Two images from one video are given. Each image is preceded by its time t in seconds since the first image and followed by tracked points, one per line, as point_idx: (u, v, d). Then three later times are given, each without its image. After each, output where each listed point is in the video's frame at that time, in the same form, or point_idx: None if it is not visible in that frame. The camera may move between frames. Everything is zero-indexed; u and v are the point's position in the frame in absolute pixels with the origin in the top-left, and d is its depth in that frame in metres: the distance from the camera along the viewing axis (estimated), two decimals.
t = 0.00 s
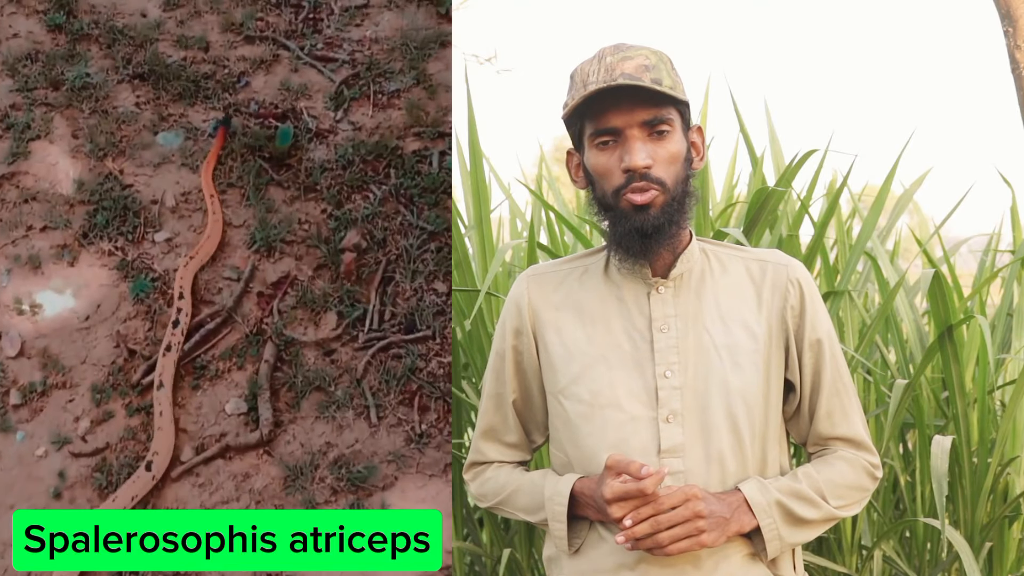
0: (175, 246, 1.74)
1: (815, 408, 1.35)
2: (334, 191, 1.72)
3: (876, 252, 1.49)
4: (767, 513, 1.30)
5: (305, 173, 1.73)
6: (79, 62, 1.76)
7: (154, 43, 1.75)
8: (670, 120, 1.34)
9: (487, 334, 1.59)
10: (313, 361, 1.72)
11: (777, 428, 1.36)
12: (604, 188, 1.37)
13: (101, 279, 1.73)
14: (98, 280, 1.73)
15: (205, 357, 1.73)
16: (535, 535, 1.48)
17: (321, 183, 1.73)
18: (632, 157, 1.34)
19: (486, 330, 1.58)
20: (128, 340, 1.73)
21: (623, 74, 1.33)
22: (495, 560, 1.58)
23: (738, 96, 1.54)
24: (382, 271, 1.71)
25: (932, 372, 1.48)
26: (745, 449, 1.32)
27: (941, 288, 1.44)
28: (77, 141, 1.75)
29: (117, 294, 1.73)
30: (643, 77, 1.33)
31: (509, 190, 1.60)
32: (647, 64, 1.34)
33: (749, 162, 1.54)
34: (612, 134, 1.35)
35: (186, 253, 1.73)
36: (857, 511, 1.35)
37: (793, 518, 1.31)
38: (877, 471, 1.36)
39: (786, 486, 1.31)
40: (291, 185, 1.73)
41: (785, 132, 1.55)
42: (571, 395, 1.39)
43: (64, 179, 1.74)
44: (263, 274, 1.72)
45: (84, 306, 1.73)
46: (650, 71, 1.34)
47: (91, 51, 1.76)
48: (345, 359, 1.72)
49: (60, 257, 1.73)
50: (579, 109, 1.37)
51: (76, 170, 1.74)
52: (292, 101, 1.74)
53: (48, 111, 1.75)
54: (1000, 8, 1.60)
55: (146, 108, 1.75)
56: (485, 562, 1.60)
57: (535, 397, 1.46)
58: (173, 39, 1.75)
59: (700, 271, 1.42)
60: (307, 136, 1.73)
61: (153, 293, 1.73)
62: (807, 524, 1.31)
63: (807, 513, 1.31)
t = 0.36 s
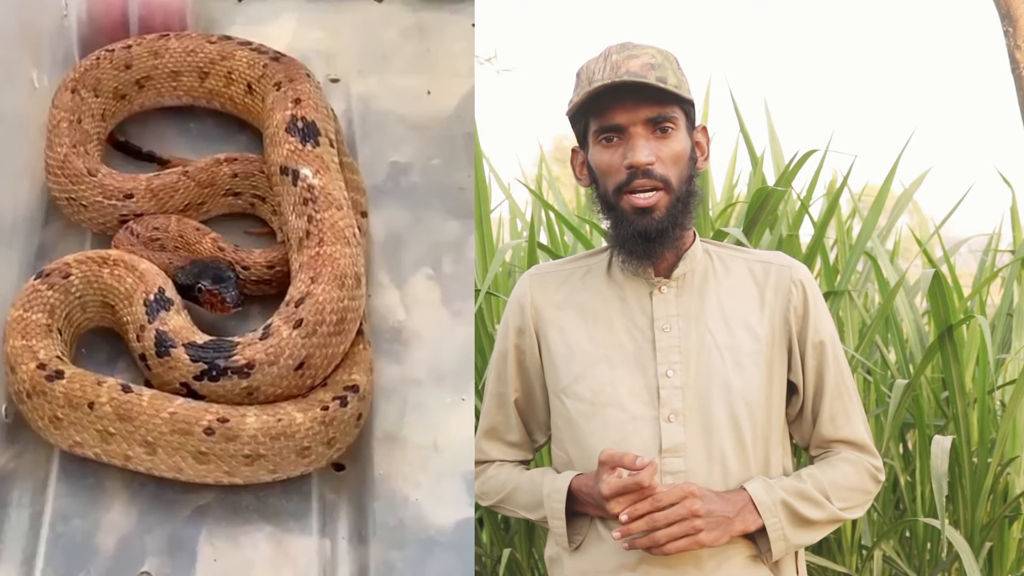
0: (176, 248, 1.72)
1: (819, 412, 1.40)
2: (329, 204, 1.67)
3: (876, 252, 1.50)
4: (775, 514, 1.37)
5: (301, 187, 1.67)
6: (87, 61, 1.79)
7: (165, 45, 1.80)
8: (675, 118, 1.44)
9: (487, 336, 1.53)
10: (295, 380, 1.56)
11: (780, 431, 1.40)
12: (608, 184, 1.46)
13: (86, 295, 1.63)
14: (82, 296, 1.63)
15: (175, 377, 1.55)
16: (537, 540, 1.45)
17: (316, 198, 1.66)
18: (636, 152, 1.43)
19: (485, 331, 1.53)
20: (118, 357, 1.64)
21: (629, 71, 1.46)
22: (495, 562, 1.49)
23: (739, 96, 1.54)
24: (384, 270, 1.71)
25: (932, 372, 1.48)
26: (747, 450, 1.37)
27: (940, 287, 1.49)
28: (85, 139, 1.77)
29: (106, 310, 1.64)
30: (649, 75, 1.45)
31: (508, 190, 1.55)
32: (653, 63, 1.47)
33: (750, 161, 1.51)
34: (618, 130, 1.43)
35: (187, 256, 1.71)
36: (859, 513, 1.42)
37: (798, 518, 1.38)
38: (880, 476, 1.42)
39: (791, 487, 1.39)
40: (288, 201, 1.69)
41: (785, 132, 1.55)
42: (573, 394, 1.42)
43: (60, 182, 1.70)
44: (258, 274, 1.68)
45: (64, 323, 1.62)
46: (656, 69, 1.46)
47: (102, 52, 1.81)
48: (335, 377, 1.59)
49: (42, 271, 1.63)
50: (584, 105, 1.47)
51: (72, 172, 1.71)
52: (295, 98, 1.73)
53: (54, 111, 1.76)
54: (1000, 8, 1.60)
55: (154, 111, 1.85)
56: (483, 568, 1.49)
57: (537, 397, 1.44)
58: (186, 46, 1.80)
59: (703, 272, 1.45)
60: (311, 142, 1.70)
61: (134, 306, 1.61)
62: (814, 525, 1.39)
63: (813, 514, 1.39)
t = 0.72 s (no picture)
0: (177, 244, 1.73)
1: (819, 412, 1.40)
2: (331, 200, 1.68)
3: (876, 252, 1.50)
4: (773, 511, 1.37)
5: (302, 181, 1.69)
6: (88, 57, 1.80)
7: (166, 41, 1.80)
8: (678, 120, 1.42)
9: (487, 335, 1.54)
10: (297, 376, 1.56)
11: (781, 431, 1.40)
12: (611, 188, 1.44)
13: (87, 292, 1.63)
14: (83, 292, 1.63)
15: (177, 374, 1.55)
16: (537, 540, 1.46)
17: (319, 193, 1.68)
18: (638, 156, 1.42)
19: (485, 331, 1.54)
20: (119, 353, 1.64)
21: (631, 74, 1.44)
22: (495, 562, 1.49)
23: (739, 97, 1.55)
24: (386, 266, 1.71)
25: (932, 372, 1.48)
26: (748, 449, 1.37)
27: (940, 288, 1.49)
28: (88, 136, 1.78)
29: (107, 306, 1.64)
30: (651, 77, 1.43)
31: (509, 190, 1.55)
32: (654, 64, 1.45)
33: (749, 162, 1.51)
34: (620, 134, 1.42)
35: (188, 253, 1.71)
36: (856, 513, 1.41)
37: (797, 517, 1.38)
38: (879, 477, 1.42)
39: (791, 485, 1.38)
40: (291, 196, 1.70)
41: (785, 132, 1.55)
42: (575, 394, 1.42)
43: (62, 179, 1.71)
44: (259, 271, 1.69)
45: (65, 320, 1.61)
46: (657, 71, 1.44)
47: (103, 48, 1.81)
48: (335, 373, 1.59)
49: (43, 267, 1.62)
50: (586, 108, 1.46)
51: (73, 169, 1.71)
52: (296, 94, 1.75)
53: (55, 107, 1.76)
54: (1000, 8, 1.60)
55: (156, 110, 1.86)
56: (483, 568, 1.49)
57: (538, 396, 1.44)
58: (187, 42, 1.81)
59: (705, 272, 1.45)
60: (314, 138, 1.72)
61: (135, 303, 1.61)
62: (812, 524, 1.39)
63: (812, 513, 1.38)
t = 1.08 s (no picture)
0: (175, 243, 1.73)
1: (817, 411, 1.40)
2: (331, 198, 1.67)
3: (876, 252, 1.50)
4: (771, 512, 1.37)
5: (301, 178, 1.68)
6: (85, 54, 1.79)
7: (164, 39, 1.81)
8: (677, 115, 1.43)
9: (487, 336, 1.53)
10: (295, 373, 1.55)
11: (780, 432, 1.39)
12: (609, 182, 1.44)
13: (84, 290, 1.62)
14: (80, 290, 1.62)
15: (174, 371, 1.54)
16: (537, 540, 1.45)
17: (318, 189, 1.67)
18: (637, 149, 1.42)
19: (485, 331, 1.53)
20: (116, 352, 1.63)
21: (631, 69, 1.44)
22: (495, 562, 1.48)
23: (739, 96, 1.54)
24: (384, 264, 1.70)
25: (932, 372, 1.48)
26: (746, 448, 1.36)
27: (940, 288, 1.49)
28: (86, 134, 1.77)
29: (105, 304, 1.63)
30: (650, 73, 1.43)
31: (509, 190, 1.55)
32: (654, 62, 1.45)
33: (749, 161, 1.51)
34: (618, 128, 1.42)
35: (186, 251, 1.71)
36: (854, 513, 1.41)
37: (794, 518, 1.38)
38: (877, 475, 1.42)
39: (789, 486, 1.38)
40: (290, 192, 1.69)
41: (785, 132, 1.54)
42: (573, 395, 1.41)
43: (60, 177, 1.70)
44: (257, 269, 1.68)
45: (62, 318, 1.61)
46: (657, 68, 1.45)
47: (100, 45, 1.81)
48: (334, 371, 1.58)
49: (40, 265, 1.62)
50: (585, 103, 1.46)
51: (71, 167, 1.71)
52: (295, 91, 1.75)
53: (53, 105, 1.76)
54: (1000, 8, 1.60)
55: (152, 106, 1.85)
56: (483, 568, 1.48)
57: (536, 396, 1.44)
58: (185, 39, 1.81)
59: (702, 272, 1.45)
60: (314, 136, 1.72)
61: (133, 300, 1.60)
62: (811, 525, 1.39)
63: (809, 513, 1.38)
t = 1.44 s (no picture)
0: (178, 244, 1.74)
1: (818, 411, 1.40)
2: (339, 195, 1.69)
3: (876, 252, 1.50)
4: (771, 512, 1.37)
5: (308, 176, 1.69)
6: (89, 54, 1.80)
7: (168, 37, 1.81)
8: (677, 121, 1.42)
9: (487, 336, 1.54)
10: (300, 371, 1.55)
11: (782, 433, 1.40)
12: (610, 187, 1.45)
13: (87, 289, 1.63)
14: (84, 290, 1.63)
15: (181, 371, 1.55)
16: (538, 540, 1.46)
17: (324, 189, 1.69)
18: (637, 155, 1.42)
19: (486, 331, 1.54)
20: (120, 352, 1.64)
21: (631, 74, 1.43)
22: (495, 562, 1.50)
23: (739, 97, 1.55)
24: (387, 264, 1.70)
25: (932, 373, 1.48)
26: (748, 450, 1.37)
27: (940, 288, 1.49)
28: (90, 135, 1.77)
29: (108, 304, 1.64)
30: (650, 78, 1.43)
31: (509, 190, 1.55)
32: (654, 65, 1.45)
33: (749, 162, 1.51)
34: (619, 133, 1.42)
35: (190, 252, 1.72)
36: (855, 514, 1.41)
37: (795, 517, 1.38)
38: (878, 477, 1.42)
39: (791, 486, 1.38)
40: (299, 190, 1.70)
41: (785, 132, 1.55)
42: (575, 395, 1.42)
43: (64, 176, 1.70)
44: (261, 269, 1.69)
45: (65, 319, 1.61)
46: (657, 72, 1.44)
47: (104, 45, 1.81)
48: (339, 371, 1.59)
49: (43, 265, 1.62)
50: (586, 108, 1.46)
51: (75, 166, 1.71)
52: (301, 90, 1.76)
53: (57, 105, 1.76)
54: (1000, 8, 1.60)
55: (155, 106, 1.86)
56: (483, 568, 1.50)
57: (538, 397, 1.44)
58: (189, 38, 1.82)
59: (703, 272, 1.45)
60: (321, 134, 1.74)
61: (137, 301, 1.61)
62: (812, 525, 1.39)
63: (810, 514, 1.38)
